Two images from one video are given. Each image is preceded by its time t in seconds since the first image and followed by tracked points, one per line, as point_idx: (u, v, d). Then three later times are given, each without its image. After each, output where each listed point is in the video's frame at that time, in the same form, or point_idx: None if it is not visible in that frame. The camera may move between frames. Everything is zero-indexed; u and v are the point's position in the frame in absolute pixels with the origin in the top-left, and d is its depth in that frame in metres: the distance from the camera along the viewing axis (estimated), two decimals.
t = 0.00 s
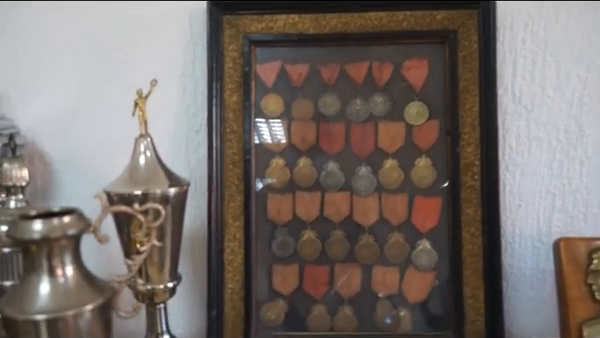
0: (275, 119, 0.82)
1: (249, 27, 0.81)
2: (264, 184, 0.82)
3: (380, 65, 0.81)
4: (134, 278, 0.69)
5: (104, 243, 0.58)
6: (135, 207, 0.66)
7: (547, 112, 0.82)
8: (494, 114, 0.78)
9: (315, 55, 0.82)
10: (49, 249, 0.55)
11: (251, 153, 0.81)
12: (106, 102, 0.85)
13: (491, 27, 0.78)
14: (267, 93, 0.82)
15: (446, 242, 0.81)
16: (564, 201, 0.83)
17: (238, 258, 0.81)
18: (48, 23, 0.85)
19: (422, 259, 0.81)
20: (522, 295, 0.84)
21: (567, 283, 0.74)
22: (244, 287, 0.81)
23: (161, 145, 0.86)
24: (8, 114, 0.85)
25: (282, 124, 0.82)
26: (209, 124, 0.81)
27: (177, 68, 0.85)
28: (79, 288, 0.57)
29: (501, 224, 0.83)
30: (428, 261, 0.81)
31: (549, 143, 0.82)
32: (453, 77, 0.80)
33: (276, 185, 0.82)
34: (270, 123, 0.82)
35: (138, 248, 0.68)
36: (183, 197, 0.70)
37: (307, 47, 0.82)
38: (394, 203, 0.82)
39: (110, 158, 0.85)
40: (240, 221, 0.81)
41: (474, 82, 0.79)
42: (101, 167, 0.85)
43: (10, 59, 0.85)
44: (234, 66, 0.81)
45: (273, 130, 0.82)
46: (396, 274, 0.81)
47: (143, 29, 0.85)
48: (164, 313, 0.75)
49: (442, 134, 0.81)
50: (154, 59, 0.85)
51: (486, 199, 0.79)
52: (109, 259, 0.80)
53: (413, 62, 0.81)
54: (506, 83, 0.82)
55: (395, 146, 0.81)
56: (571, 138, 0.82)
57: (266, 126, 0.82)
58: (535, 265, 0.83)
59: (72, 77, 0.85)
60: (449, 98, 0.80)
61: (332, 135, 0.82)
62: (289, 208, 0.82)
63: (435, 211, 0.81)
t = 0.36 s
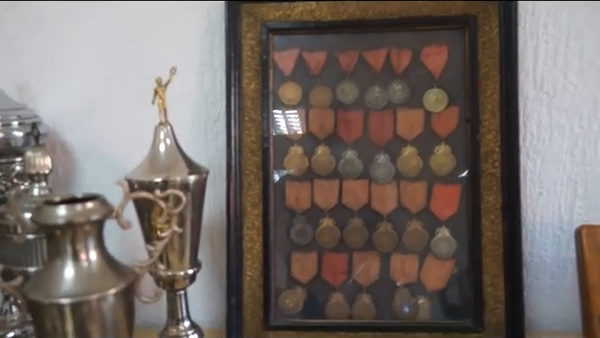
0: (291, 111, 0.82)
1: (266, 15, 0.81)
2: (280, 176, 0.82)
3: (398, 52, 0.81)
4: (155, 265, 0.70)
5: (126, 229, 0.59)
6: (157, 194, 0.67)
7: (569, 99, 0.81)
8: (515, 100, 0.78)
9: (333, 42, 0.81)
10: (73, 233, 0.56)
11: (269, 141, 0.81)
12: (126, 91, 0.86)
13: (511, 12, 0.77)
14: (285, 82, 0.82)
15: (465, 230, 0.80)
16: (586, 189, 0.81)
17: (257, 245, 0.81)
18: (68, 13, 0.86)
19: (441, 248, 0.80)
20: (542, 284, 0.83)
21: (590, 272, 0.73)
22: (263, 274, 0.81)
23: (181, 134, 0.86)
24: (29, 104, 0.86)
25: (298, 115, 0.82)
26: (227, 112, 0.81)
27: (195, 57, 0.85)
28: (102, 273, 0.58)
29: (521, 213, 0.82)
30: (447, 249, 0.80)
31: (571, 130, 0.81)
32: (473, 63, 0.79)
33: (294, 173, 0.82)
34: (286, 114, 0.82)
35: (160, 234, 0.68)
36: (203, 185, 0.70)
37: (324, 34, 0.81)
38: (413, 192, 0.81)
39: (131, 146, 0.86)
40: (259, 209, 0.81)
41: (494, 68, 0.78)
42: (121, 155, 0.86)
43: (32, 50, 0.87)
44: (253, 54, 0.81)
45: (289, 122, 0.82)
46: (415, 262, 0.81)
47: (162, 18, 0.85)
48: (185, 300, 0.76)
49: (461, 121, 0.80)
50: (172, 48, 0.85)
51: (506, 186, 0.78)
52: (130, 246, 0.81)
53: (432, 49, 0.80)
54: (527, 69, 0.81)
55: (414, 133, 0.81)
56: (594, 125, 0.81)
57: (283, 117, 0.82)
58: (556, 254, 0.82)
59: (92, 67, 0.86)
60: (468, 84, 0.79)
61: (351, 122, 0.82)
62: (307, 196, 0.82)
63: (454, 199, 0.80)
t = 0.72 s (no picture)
0: (308, 102, 0.82)
1: (283, 4, 0.81)
2: (297, 169, 0.82)
3: (416, 41, 0.80)
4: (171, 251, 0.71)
5: (143, 214, 0.60)
6: (174, 180, 0.68)
7: (591, 88, 0.79)
8: (534, 90, 0.77)
9: (349, 31, 0.81)
10: (91, 218, 0.57)
11: (285, 130, 0.81)
12: (144, 80, 0.87)
13: None
14: (302, 71, 0.82)
15: (482, 220, 0.80)
16: None
17: (273, 234, 0.81)
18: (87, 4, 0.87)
19: (457, 238, 0.80)
20: (560, 276, 0.82)
21: None
22: (278, 263, 0.81)
23: (197, 123, 0.87)
24: (49, 93, 0.88)
25: (315, 105, 0.82)
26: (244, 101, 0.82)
27: (212, 46, 0.85)
28: (119, 258, 0.58)
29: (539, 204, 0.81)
30: (463, 240, 0.80)
31: (591, 120, 0.80)
32: (492, 52, 0.78)
33: (310, 162, 0.82)
34: (303, 105, 0.82)
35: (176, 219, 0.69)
36: (219, 173, 0.71)
37: (341, 23, 0.81)
38: (429, 182, 0.81)
39: (149, 134, 0.87)
40: (274, 198, 0.81)
41: (513, 57, 0.77)
42: (139, 143, 0.87)
43: (52, 40, 0.88)
44: (269, 43, 0.81)
45: (306, 112, 0.82)
46: (430, 253, 0.81)
47: (179, 8, 0.85)
48: (201, 287, 0.77)
49: (479, 111, 0.79)
50: (189, 37, 0.85)
51: (524, 176, 0.77)
52: (148, 232, 0.83)
53: (450, 38, 0.79)
54: (548, 58, 0.79)
55: (431, 123, 0.80)
56: None
57: (299, 107, 0.82)
58: (574, 245, 0.81)
59: (111, 56, 0.87)
60: (487, 74, 0.78)
61: (367, 111, 0.81)
62: (323, 185, 0.82)
63: (471, 189, 0.80)
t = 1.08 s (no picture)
0: (327, 95, 0.81)
1: None
2: (316, 163, 0.82)
3: (437, 29, 0.79)
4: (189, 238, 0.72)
5: (161, 201, 0.60)
6: (191, 168, 0.68)
7: None
8: (558, 79, 0.75)
9: (369, 19, 0.80)
10: (111, 203, 0.57)
11: (303, 120, 0.81)
12: (164, 69, 0.87)
13: None
14: (320, 60, 0.81)
15: (502, 211, 0.78)
16: None
17: (290, 224, 0.81)
18: None
19: (477, 229, 0.79)
20: (583, 269, 0.81)
21: None
22: (295, 252, 0.81)
23: (216, 112, 0.87)
24: (71, 83, 0.89)
25: (334, 96, 0.81)
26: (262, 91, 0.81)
27: (231, 35, 0.85)
28: (139, 243, 0.59)
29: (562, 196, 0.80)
30: (483, 231, 0.79)
31: None
32: (515, 40, 0.76)
33: (328, 152, 0.82)
34: (322, 97, 0.81)
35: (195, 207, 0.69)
36: (237, 161, 0.71)
37: (361, 12, 0.80)
38: (449, 173, 0.80)
39: (169, 122, 0.88)
40: (292, 188, 0.81)
41: (537, 45, 0.75)
42: (160, 130, 0.88)
43: (72, 29, 0.88)
44: (287, 32, 0.80)
45: (325, 104, 0.81)
46: (450, 245, 0.80)
47: None
48: (219, 275, 0.78)
49: (500, 100, 0.78)
50: (209, 27, 0.86)
51: (547, 167, 0.76)
52: (168, 219, 0.83)
53: (472, 25, 0.78)
54: (573, 46, 0.78)
55: (450, 113, 0.80)
56: None
57: (318, 99, 0.81)
58: (598, 239, 0.80)
59: (130, 46, 0.87)
60: (509, 62, 0.77)
61: (387, 101, 0.81)
62: (341, 175, 0.82)
63: (491, 179, 0.79)
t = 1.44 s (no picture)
0: (353, 88, 0.81)
1: None
2: (343, 157, 0.81)
3: (468, 19, 0.78)
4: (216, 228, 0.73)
5: (190, 191, 0.60)
6: (221, 158, 0.68)
7: None
8: (594, 70, 0.73)
9: (398, 10, 0.80)
10: (142, 192, 0.58)
11: (331, 111, 0.80)
12: (193, 60, 0.88)
13: None
14: (349, 51, 0.81)
15: (533, 205, 0.77)
16: None
17: (316, 215, 0.81)
18: None
19: (506, 223, 0.78)
20: None
21: None
22: (321, 244, 0.81)
23: (243, 104, 0.87)
24: (101, 73, 0.90)
25: (360, 89, 0.81)
26: (290, 82, 0.81)
27: (259, 27, 0.85)
28: (168, 232, 0.59)
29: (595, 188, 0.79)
30: (513, 226, 0.78)
31: None
32: (549, 31, 0.74)
33: (355, 144, 0.81)
34: (348, 90, 0.81)
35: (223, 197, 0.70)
36: (264, 152, 0.72)
37: (390, 2, 0.80)
38: (479, 166, 0.79)
39: (197, 112, 0.89)
40: (319, 179, 0.81)
41: (573, 36, 0.73)
42: (188, 121, 0.89)
43: (104, 21, 0.90)
44: (316, 23, 0.80)
45: (351, 98, 0.81)
46: (479, 239, 0.79)
47: None
48: (245, 266, 0.78)
49: (533, 92, 0.76)
50: (237, 18, 0.86)
51: (580, 160, 0.74)
52: (195, 208, 0.85)
53: (504, 16, 0.77)
54: None
55: (481, 105, 0.78)
56: None
57: (344, 92, 0.81)
58: None
59: (160, 37, 0.88)
60: (543, 54, 0.75)
61: (416, 93, 0.80)
62: (369, 168, 0.81)
63: (522, 172, 0.77)
